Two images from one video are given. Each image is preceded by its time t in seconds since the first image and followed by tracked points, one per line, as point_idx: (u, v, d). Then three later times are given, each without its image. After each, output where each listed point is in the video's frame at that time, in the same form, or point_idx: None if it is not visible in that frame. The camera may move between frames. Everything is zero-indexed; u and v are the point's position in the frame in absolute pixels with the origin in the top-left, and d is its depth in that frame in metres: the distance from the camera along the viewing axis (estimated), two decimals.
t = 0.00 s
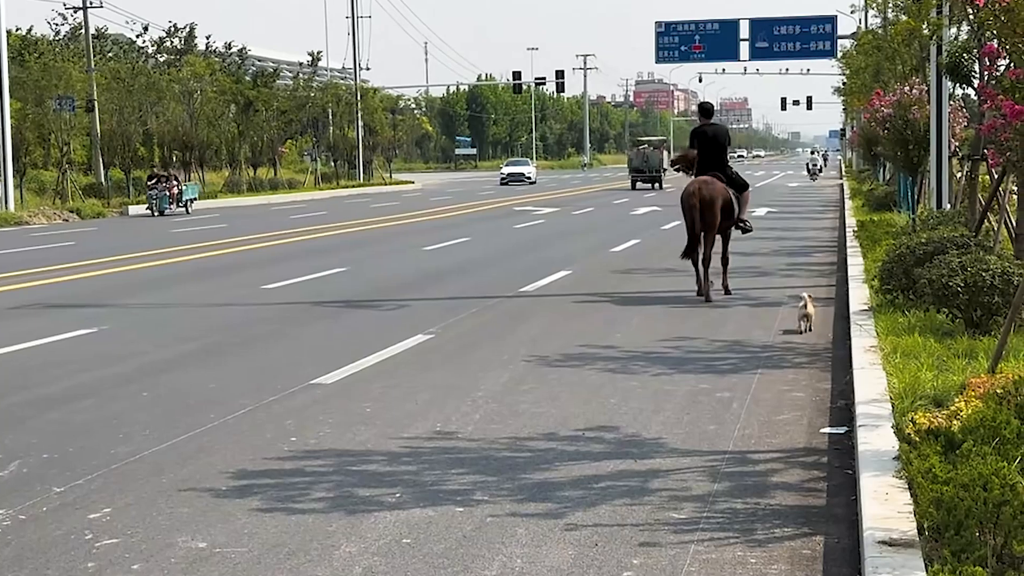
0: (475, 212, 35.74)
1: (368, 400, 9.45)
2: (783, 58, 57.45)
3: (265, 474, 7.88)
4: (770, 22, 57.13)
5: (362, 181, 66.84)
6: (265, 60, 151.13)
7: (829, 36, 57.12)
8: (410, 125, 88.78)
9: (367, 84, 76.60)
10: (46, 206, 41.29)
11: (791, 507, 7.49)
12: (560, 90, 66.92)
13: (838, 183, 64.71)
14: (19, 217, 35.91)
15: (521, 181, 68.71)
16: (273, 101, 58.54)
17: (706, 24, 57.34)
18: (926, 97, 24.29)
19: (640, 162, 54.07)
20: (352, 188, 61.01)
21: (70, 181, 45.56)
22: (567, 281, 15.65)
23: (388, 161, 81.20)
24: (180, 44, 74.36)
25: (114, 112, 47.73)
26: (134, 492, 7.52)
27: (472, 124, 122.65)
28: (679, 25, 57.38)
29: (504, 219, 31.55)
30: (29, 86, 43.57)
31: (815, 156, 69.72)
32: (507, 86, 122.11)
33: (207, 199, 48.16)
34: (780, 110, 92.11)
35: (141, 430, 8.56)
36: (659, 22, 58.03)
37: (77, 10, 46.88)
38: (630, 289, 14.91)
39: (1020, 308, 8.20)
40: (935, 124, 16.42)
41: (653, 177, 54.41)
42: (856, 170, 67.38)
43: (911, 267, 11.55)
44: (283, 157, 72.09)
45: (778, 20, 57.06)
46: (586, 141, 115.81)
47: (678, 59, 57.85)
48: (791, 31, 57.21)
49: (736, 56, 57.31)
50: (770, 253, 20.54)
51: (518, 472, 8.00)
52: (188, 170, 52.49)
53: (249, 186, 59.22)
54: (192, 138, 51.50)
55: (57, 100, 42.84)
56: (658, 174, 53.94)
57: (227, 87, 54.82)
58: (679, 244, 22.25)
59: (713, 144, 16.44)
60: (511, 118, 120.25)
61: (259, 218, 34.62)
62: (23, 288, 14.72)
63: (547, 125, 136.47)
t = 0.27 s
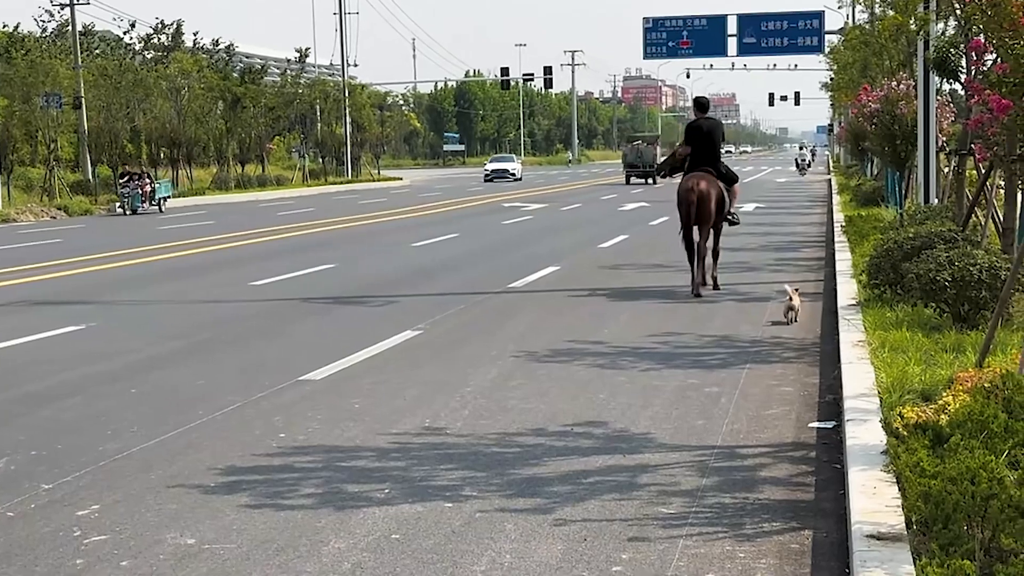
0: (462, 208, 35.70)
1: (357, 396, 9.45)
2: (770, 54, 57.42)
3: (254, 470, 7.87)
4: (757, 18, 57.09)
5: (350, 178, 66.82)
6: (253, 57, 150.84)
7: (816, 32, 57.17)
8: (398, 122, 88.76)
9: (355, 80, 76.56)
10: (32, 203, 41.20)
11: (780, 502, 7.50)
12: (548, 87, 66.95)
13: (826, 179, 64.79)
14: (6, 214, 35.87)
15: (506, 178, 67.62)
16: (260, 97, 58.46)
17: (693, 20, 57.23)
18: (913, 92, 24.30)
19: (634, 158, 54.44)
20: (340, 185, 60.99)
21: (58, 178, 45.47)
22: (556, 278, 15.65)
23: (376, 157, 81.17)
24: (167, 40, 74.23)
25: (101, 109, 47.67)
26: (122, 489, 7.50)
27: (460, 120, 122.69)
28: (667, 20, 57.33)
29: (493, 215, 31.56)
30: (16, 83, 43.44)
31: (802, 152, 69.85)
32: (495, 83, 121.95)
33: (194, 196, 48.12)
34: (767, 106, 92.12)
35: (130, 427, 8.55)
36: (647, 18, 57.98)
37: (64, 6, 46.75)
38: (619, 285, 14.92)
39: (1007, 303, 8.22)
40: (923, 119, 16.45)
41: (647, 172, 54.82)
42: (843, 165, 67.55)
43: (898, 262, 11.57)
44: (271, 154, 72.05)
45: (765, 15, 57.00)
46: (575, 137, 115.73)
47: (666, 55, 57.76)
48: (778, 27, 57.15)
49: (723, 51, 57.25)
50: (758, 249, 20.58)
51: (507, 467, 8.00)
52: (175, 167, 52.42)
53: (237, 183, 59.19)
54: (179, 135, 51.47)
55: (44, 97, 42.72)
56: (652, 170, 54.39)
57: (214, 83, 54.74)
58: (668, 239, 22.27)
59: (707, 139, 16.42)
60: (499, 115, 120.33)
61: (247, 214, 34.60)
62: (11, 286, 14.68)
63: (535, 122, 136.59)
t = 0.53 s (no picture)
0: (451, 203, 35.63)
1: (346, 391, 9.45)
2: (757, 48, 57.21)
3: (243, 466, 7.87)
4: (744, 11, 56.95)
5: (338, 173, 66.72)
6: (241, 52, 150.37)
7: (804, 24, 56.95)
8: (386, 117, 88.64)
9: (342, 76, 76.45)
10: (19, 199, 41.03)
11: (769, 495, 7.52)
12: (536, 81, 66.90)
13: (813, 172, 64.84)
14: None
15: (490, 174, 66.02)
16: (248, 93, 58.28)
17: (681, 14, 56.96)
18: (900, 85, 24.29)
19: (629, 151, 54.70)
20: (329, 180, 60.91)
21: (45, 174, 45.28)
22: (545, 272, 15.64)
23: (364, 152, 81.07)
24: (153, 36, 73.98)
25: (88, 105, 47.52)
26: (111, 486, 7.49)
27: (448, 115, 122.59)
28: (655, 14, 57.10)
29: (481, 210, 31.52)
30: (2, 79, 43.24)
31: (789, 145, 69.94)
32: (484, 77, 121.68)
33: (183, 191, 47.99)
34: (754, 99, 92.02)
35: (118, 423, 8.53)
36: (635, 12, 57.85)
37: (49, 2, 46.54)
38: (608, 279, 14.92)
39: (994, 296, 8.24)
40: (909, 112, 16.47)
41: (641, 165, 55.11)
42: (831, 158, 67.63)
43: (886, 255, 11.59)
44: (259, 149, 71.89)
45: (752, 9, 56.79)
46: (563, 132, 115.45)
47: (654, 49, 57.49)
48: (765, 20, 56.89)
49: (710, 44, 57.06)
50: (747, 242, 20.61)
51: (496, 462, 8.01)
52: (162, 163, 52.28)
53: (225, 178, 59.03)
54: (167, 131, 51.27)
55: (31, 93, 42.51)
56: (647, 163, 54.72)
57: (201, 79, 54.51)
58: (656, 234, 22.28)
59: (698, 132, 16.54)
60: (487, 109, 120.25)
61: (235, 210, 34.53)
62: None
63: (524, 117, 136.54)
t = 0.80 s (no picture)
0: (440, 197, 35.58)
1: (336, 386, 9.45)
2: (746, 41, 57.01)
3: (233, 461, 7.87)
4: (732, 3, 56.70)
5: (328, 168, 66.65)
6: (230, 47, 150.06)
7: (792, 18, 56.95)
8: (376, 111, 88.58)
9: (331, 71, 76.40)
10: (8, 195, 40.92)
11: (760, 487, 7.53)
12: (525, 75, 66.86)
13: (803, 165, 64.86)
14: None
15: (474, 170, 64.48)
16: (237, 89, 58.14)
17: (669, 7, 56.66)
18: (889, 76, 24.25)
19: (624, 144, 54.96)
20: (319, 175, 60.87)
21: (34, 170, 45.15)
22: (536, 266, 15.64)
23: (354, 147, 81.01)
24: (142, 31, 73.80)
25: (77, 101, 47.38)
26: (102, 482, 7.49)
27: (437, 109, 122.55)
28: (644, 7, 56.87)
29: (471, 204, 31.53)
30: None
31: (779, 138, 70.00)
32: (473, 71, 121.44)
33: (172, 187, 47.92)
34: (744, 92, 92.10)
35: (109, 420, 8.53)
36: (624, 5, 57.74)
37: None
38: (599, 273, 14.93)
39: (984, 287, 8.26)
40: (899, 104, 16.48)
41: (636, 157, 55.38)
42: (820, 150, 67.69)
43: (876, 247, 11.60)
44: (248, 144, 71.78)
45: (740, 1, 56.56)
46: (553, 125, 115.22)
47: (643, 42, 57.33)
48: (754, 12, 56.69)
49: (699, 39, 56.88)
50: (737, 235, 20.63)
51: (487, 456, 8.01)
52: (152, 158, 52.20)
53: (214, 174, 58.93)
54: (156, 127, 51.26)
55: (19, 89, 42.38)
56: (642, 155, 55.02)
57: (190, 74, 54.35)
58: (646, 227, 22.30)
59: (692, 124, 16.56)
60: (476, 103, 120.23)
61: (226, 205, 34.48)
62: None
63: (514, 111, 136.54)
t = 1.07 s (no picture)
0: (429, 193, 35.54)
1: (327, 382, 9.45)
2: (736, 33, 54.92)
3: (224, 458, 7.88)
4: None
5: (318, 164, 66.62)
6: (220, 43, 149.57)
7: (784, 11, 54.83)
8: (366, 106, 88.56)
9: (321, 66, 76.35)
10: None
11: (750, 481, 7.54)
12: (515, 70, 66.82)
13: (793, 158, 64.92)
14: None
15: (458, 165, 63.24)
16: (226, 85, 58.07)
17: None
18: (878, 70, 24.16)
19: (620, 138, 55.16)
20: (309, 171, 60.84)
21: (23, 168, 45.04)
22: (527, 261, 15.65)
23: (344, 142, 80.96)
24: (131, 28, 73.69)
25: (65, 98, 47.24)
26: (93, 479, 7.50)
27: (427, 105, 122.64)
28: None
29: (462, 199, 31.49)
30: None
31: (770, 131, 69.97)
32: (462, 66, 121.35)
33: (162, 183, 47.88)
34: (735, 87, 92.06)
35: (100, 417, 8.52)
36: None
37: None
38: (589, 267, 14.93)
39: (973, 280, 8.29)
40: (888, 97, 16.51)
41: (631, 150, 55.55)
42: (811, 143, 67.63)
43: (866, 240, 11.61)
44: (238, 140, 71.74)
45: None
46: (542, 120, 115.14)
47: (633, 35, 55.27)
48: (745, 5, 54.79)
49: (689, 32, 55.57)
50: (727, 228, 20.63)
51: (478, 451, 8.02)
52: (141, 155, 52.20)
53: (204, 170, 58.84)
54: (145, 123, 51.34)
55: (8, 86, 42.27)
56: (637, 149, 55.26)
57: (179, 70, 54.26)
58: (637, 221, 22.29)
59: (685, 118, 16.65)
60: (466, 98, 120.25)
61: (216, 201, 34.44)
62: None
63: (504, 106, 136.51)
